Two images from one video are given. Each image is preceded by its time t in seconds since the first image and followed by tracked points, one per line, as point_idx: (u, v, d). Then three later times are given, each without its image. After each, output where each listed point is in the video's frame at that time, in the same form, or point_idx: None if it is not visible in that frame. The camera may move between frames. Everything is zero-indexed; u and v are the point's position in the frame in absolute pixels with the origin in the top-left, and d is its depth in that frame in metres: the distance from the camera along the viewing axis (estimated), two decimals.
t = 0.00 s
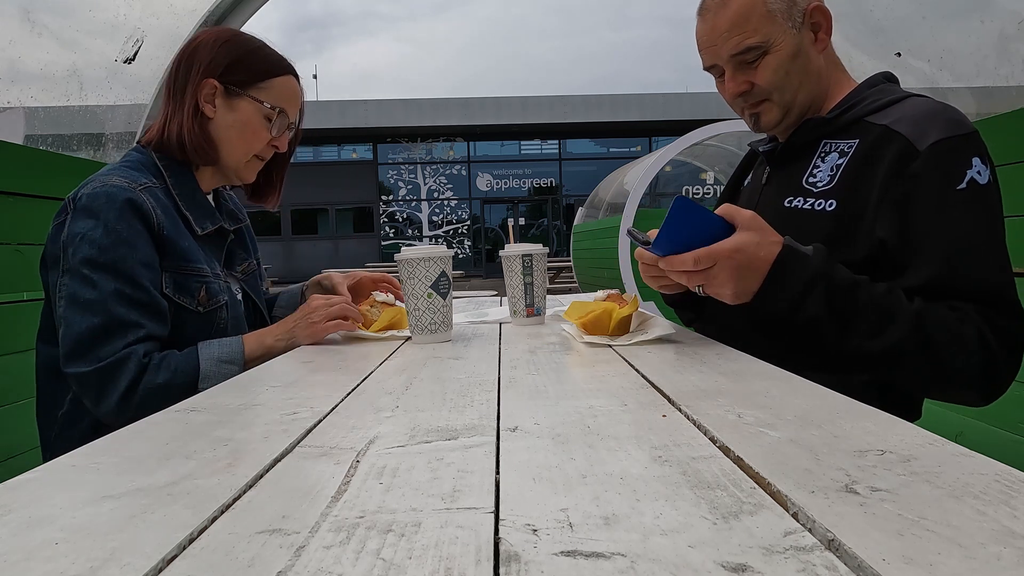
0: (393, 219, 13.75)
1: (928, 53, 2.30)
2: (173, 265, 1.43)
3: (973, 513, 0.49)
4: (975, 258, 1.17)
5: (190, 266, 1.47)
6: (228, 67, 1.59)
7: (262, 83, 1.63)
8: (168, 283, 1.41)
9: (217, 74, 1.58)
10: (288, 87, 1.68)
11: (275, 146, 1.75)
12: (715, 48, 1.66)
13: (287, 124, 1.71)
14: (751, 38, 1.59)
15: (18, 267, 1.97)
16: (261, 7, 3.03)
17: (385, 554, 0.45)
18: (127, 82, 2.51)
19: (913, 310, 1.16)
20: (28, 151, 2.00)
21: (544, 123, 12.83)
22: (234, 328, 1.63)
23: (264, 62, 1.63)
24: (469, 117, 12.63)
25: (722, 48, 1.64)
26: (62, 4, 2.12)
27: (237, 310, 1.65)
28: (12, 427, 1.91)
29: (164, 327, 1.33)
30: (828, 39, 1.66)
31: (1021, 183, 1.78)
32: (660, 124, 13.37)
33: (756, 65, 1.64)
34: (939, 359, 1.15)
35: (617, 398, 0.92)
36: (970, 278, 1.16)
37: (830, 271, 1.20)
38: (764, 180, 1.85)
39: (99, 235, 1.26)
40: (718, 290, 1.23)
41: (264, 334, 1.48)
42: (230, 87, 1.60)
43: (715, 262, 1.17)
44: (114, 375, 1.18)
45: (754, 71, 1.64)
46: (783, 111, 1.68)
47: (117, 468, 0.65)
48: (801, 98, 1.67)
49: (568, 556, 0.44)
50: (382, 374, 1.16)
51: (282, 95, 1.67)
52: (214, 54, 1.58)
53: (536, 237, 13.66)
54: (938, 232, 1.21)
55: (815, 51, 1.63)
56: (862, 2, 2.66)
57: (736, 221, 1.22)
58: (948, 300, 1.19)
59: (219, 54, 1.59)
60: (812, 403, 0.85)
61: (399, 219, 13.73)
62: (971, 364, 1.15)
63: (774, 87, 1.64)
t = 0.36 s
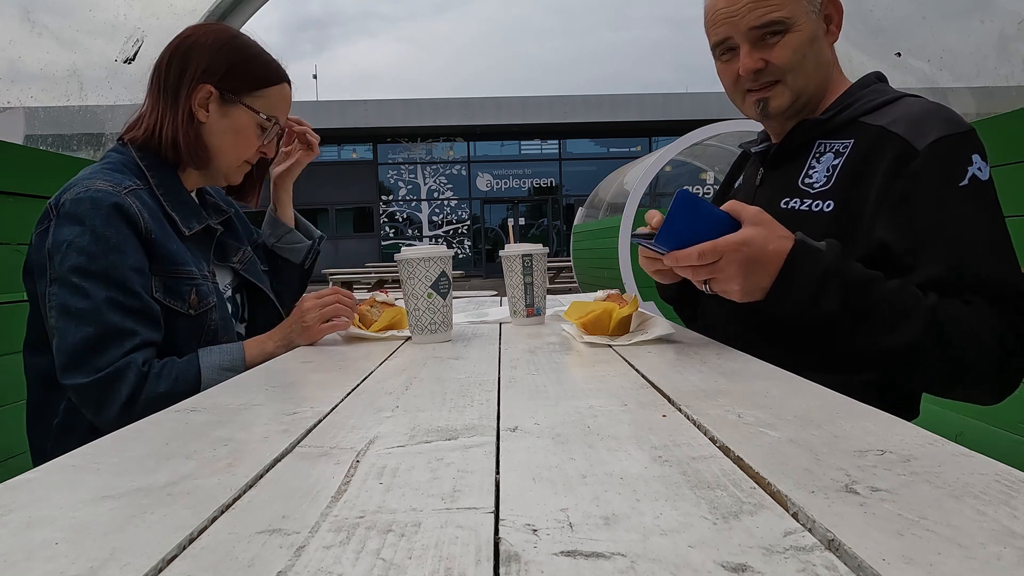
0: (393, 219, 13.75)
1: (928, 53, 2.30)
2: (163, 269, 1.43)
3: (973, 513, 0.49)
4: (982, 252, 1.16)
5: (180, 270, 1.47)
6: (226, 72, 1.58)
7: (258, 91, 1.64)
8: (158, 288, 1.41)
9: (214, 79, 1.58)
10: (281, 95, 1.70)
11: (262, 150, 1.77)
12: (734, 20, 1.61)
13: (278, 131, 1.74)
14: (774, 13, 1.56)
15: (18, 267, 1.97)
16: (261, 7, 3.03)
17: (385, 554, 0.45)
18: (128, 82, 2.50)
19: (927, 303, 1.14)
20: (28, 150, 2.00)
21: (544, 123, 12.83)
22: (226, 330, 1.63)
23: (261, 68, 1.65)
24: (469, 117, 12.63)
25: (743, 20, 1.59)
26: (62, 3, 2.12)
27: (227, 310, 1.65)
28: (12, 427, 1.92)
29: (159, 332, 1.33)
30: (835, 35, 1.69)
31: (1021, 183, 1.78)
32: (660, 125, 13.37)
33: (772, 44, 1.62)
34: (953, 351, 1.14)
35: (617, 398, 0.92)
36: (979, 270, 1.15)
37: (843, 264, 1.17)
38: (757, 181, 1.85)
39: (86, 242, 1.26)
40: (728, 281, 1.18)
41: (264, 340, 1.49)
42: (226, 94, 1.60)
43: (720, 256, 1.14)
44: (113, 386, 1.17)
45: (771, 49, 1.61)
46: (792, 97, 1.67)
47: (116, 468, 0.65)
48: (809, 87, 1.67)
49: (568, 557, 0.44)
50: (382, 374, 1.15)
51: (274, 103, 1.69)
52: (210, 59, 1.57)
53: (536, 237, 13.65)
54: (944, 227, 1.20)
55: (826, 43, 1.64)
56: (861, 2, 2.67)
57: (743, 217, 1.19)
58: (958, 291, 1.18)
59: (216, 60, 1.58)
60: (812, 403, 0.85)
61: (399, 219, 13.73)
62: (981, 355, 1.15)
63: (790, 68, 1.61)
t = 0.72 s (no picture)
0: (393, 219, 13.75)
1: (929, 53, 2.30)
2: (164, 267, 1.43)
3: (973, 513, 0.49)
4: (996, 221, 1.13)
5: (182, 267, 1.47)
6: (215, 84, 1.58)
7: (249, 96, 1.62)
8: (159, 285, 1.42)
9: (205, 92, 1.57)
10: (273, 96, 1.67)
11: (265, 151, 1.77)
12: (722, 23, 1.61)
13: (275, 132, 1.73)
14: (761, 19, 1.56)
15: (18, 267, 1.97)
16: (261, 7, 3.03)
17: (385, 554, 0.45)
18: (127, 82, 2.50)
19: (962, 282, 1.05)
20: (28, 150, 2.00)
21: (544, 123, 12.82)
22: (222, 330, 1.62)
23: (252, 70, 1.63)
24: (469, 117, 12.63)
25: (730, 26, 1.60)
26: (62, 3, 2.12)
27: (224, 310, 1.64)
28: (11, 427, 1.92)
29: (160, 329, 1.33)
30: (827, 34, 1.69)
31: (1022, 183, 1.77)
32: (660, 125, 13.36)
33: (761, 48, 1.63)
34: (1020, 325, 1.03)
35: (617, 398, 0.92)
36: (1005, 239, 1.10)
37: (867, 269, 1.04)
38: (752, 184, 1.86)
39: (89, 238, 1.26)
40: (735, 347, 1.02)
41: (263, 339, 1.48)
42: (217, 105, 1.59)
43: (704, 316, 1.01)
44: (114, 381, 1.18)
45: (759, 54, 1.63)
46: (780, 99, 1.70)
47: (116, 469, 0.65)
48: (798, 89, 1.69)
49: (568, 556, 0.44)
50: (381, 374, 1.15)
51: (270, 104, 1.67)
52: (197, 71, 1.56)
53: (536, 237, 13.65)
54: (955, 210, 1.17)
55: (816, 45, 1.65)
56: (861, 2, 2.67)
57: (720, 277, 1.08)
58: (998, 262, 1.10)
59: (202, 70, 1.57)
60: (812, 403, 0.85)
61: (399, 219, 13.74)
62: None
63: (778, 72, 1.64)
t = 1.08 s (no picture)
0: (393, 219, 13.75)
1: (929, 53, 2.32)
2: (170, 268, 1.43)
3: (973, 513, 0.49)
4: (968, 220, 1.15)
5: (186, 269, 1.47)
6: (220, 79, 1.57)
7: (254, 91, 1.62)
8: (164, 286, 1.42)
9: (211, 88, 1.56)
10: (278, 90, 1.67)
11: (269, 144, 1.77)
12: (689, 42, 1.75)
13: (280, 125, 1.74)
14: (718, 40, 1.67)
15: (18, 267, 1.97)
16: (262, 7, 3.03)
17: (385, 554, 0.45)
18: (127, 82, 2.50)
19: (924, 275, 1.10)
20: (28, 150, 2.00)
21: (544, 123, 12.82)
22: (229, 332, 1.61)
23: (257, 65, 1.62)
24: (469, 117, 12.63)
25: (694, 45, 1.73)
26: (62, 3, 2.12)
27: (232, 313, 1.63)
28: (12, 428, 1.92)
29: (166, 330, 1.33)
30: (802, 42, 1.72)
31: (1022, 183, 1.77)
32: (660, 125, 13.36)
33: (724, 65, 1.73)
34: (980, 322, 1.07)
35: (617, 398, 0.92)
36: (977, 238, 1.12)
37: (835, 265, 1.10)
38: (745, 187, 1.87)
39: (94, 240, 1.26)
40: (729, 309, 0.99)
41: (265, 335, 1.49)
42: (224, 99, 1.59)
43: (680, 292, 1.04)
44: (121, 381, 1.18)
45: (722, 70, 1.74)
46: (746, 110, 1.79)
47: (116, 469, 0.65)
48: (765, 102, 1.77)
49: (568, 557, 0.44)
50: (381, 374, 1.15)
51: (274, 98, 1.67)
52: (202, 65, 1.55)
53: (536, 237, 13.64)
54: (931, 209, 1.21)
55: (784, 56, 1.70)
56: (862, 2, 2.67)
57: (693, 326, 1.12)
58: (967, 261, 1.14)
59: (206, 65, 1.55)
60: (811, 403, 0.85)
61: (399, 219, 13.75)
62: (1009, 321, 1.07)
63: (739, 87, 1.74)
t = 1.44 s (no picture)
0: (393, 219, 13.75)
1: (928, 53, 2.32)
2: (171, 272, 1.43)
3: (973, 513, 0.49)
4: (947, 244, 1.24)
5: (188, 273, 1.47)
6: (221, 73, 1.57)
7: (256, 88, 1.61)
8: (165, 290, 1.41)
9: (212, 80, 1.57)
10: (281, 91, 1.65)
11: (274, 147, 1.75)
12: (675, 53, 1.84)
13: (285, 125, 1.70)
14: (697, 50, 1.75)
15: (18, 267, 1.97)
16: (262, 7, 3.03)
17: (385, 554, 0.45)
18: (127, 82, 2.49)
19: (899, 307, 1.21)
20: (28, 150, 2.00)
21: (544, 123, 12.82)
22: (232, 334, 1.63)
23: (257, 62, 1.61)
24: (469, 117, 12.63)
25: (679, 56, 1.82)
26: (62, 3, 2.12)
27: (236, 315, 1.64)
28: (12, 428, 1.91)
29: (165, 334, 1.33)
30: (785, 50, 1.73)
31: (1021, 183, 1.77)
32: (660, 125, 13.35)
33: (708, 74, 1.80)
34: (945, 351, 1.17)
35: (617, 398, 0.92)
36: (953, 266, 1.22)
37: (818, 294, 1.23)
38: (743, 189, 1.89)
39: (93, 244, 1.26)
40: (713, 284, 1.16)
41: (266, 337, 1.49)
42: (223, 94, 1.59)
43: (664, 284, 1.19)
44: (119, 385, 1.18)
45: (705, 79, 1.81)
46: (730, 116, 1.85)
47: (116, 469, 0.65)
48: (748, 109, 1.82)
49: (568, 557, 0.44)
50: (382, 373, 1.15)
51: (276, 96, 1.65)
52: (203, 60, 1.56)
53: (536, 237, 13.64)
54: (915, 222, 1.29)
55: (765, 64, 1.73)
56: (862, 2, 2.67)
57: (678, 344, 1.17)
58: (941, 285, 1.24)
59: (209, 59, 1.56)
60: (811, 403, 0.85)
61: (399, 219, 13.75)
62: (972, 353, 1.17)
63: (720, 96, 1.80)
